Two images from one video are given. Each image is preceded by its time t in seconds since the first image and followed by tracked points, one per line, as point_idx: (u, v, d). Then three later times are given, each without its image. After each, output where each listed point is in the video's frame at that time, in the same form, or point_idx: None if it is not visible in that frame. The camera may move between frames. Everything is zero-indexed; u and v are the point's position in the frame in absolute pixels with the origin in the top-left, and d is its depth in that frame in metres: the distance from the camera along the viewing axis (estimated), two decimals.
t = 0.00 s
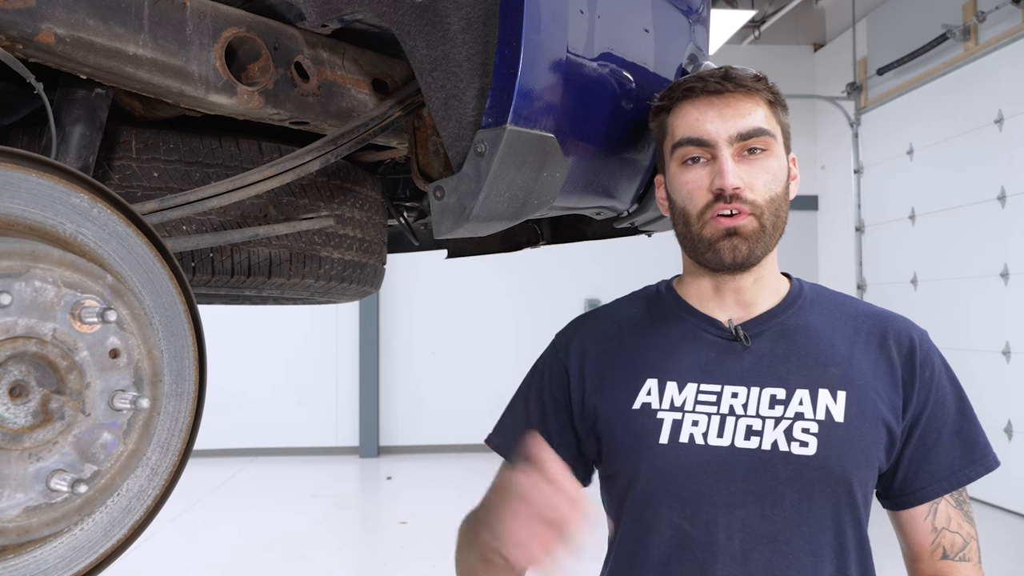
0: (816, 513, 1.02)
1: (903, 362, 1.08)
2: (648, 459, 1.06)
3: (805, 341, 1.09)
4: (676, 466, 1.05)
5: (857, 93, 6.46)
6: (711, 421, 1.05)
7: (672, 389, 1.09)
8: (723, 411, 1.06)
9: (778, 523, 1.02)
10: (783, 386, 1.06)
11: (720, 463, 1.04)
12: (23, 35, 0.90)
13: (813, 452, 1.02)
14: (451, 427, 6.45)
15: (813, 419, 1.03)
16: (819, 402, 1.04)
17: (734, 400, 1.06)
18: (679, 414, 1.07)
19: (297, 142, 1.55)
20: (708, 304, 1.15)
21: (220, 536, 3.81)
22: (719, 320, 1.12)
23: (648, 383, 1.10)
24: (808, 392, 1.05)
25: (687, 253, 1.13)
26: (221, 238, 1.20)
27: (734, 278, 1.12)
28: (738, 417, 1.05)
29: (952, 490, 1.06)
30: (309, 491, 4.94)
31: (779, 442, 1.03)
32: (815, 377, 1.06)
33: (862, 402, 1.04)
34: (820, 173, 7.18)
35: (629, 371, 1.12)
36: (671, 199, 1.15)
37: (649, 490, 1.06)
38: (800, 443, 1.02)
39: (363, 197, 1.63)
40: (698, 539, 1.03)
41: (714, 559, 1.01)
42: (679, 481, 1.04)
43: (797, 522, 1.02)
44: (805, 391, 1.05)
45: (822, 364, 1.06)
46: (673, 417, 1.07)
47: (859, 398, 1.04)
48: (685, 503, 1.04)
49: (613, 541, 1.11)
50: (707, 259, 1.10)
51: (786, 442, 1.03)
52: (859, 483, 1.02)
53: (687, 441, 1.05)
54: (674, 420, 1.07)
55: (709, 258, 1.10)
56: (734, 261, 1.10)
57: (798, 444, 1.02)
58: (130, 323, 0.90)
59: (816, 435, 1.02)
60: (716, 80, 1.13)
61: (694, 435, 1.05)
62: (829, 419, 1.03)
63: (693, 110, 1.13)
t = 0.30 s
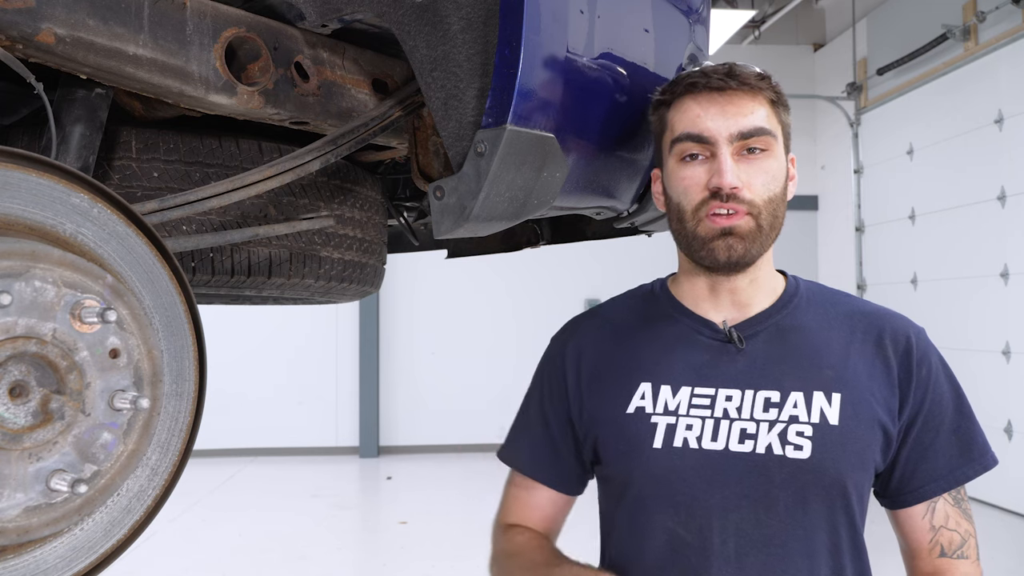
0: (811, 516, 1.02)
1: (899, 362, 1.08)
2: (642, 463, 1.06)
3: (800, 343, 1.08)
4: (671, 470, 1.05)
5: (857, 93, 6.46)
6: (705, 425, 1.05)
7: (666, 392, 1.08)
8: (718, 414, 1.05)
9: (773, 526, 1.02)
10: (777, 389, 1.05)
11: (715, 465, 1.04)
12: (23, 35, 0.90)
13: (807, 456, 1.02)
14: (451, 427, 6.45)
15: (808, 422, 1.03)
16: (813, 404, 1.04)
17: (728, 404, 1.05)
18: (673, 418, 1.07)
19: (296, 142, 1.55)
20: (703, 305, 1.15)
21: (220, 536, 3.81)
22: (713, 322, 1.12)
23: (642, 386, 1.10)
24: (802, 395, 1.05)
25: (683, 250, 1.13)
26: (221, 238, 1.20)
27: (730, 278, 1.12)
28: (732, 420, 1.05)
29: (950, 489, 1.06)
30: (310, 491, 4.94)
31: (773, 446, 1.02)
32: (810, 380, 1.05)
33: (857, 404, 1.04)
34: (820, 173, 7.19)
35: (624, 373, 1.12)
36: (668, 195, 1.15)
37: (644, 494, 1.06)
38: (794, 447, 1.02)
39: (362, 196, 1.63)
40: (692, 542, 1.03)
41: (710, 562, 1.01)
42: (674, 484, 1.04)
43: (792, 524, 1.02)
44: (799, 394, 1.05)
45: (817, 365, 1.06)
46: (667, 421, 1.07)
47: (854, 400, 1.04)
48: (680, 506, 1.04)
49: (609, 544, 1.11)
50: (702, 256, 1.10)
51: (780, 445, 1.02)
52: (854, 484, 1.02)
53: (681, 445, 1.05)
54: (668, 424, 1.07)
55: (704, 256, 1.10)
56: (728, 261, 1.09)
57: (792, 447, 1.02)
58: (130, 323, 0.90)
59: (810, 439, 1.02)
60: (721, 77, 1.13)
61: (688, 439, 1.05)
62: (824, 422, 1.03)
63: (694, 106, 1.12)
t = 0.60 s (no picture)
0: (809, 517, 1.02)
1: (900, 363, 1.07)
2: (641, 464, 1.06)
3: (800, 345, 1.08)
4: (670, 471, 1.05)
5: (857, 93, 6.46)
6: (704, 426, 1.05)
7: (665, 393, 1.08)
8: (717, 416, 1.05)
9: (771, 528, 1.02)
10: (776, 390, 1.05)
11: (714, 467, 1.04)
12: (23, 35, 0.90)
13: (806, 458, 1.02)
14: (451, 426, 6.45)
15: (807, 424, 1.03)
16: (812, 406, 1.04)
17: (727, 405, 1.06)
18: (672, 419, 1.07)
19: (296, 142, 1.55)
20: (704, 307, 1.15)
21: (220, 536, 3.81)
22: (714, 323, 1.12)
23: (641, 387, 1.10)
24: (801, 397, 1.05)
25: (684, 252, 1.13)
26: (221, 238, 1.20)
27: (731, 280, 1.12)
28: (731, 421, 1.05)
29: (951, 491, 1.06)
30: (310, 491, 4.93)
31: (772, 447, 1.02)
32: (810, 382, 1.06)
33: (856, 406, 1.04)
34: (820, 173, 7.18)
35: (624, 374, 1.12)
36: (670, 197, 1.15)
37: (642, 496, 1.06)
38: (793, 448, 1.02)
39: (362, 197, 1.63)
40: (689, 543, 1.03)
41: (707, 564, 1.01)
42: (673, 485, 1.04)
43: (790, 525, 1.02)
44: (798, 396, 1.05)
45: (816, 368, 1.06)
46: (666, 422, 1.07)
47: (853, 402, 1.04)
48: (679, 507, 1.04)
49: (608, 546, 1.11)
50: (703, 260, 1.11)
51: (779, 447, 1.02)
52: (853, 486, 1.02)
53: (679, 446, 1.05)
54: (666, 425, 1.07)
55: (705, 259, 1.11)
56: (729, 264, 1.10)
57: (791, 449, 1.02)
58: (130, 323, 0.90)
59: (809, 441, 1.02)
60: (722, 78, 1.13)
61: (686, 440, 1.05)
62: (823, 424, 1.03)
63: (695, 108, 1.13)
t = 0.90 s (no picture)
0: (809, 514, 1.02)
1: (903, 363, 1.08)
2: (642, 458, 1.07)
3: (803, 343, 1.09)
4: (671, 467, 1.05)
5: (857, 93, 6.46)
6: (707, 422, 1.06)
7: (670, 387, 1.09)
8: (719, 412, 1.06)
9: (771, 523, 1.02)
10: (777, 387, 1.06)
11: (715, 463, 1.04)
12: (23, 35, 0.90)
13: (806, 454, 1.02)
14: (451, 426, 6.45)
15: (807, 420, 1.03)
16: (813, 403, 1.04)
17: (729, 402, 1.06)
18: (675, 413, 1.07)
19: (297, 142, 1.55)
20: (710, 305, 1.14)
21: (220, 536, 3.81)
22: (718, 321, 1.12)
23: (647, 380, 1.10)
24: (803, 394, 1.05)
25: (688, 253, 1.13)
26: (221, 238, 1.21)
27: (735, 279, 1.12)
28: (733, 419, 1.05)
29: (956, 492, 1.06)
30: (310, 491, 4.93)
31: (772, 444, 1.03)
32: (812, 379, 1.06)
33: (858, 404, 1.04)
34: (820, 173, 7.18)
35: (627, 369, 1.12)
36: (673, 201, 1.15)
37: (643, 491, 1.06)
38: (793, 445, 1.02)
39: (363, 196, 1.63)
40: (689, 539, 1.02)
41: (706, 560, 1.01)
42: (673, 481, 1.04)
43: (789, 522, 1.01)
44: (800, 393, 1.05)
45: (818, 365, 1.06)
46: (670, 415, 1.07)
47: (855, 400, 1.04)
48: (679, 503, 1.04)
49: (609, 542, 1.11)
50: (707, 261, 1.10)
51: (779, 443, 1.02)
52: (854, 484, 1.02)
53: (682, 440, 1.05)
54: (669, 419, 1.07)
55: (710, 260, 1.10)
56: (734, 264, 1.09)
57: (790, 445, 1.02)
58: (130, 323, 0.90)
59: (809, 437, 1.02)
60: (720, 82, 1.13)
61: (689, 434, 1.05)
62: (824, 421, 1.03)
63: (695, 113, 1.13)
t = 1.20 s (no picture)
0: (812, 513, 1.02)
1: (903, 363, 1.08)
2: (647, 458, 1.06)
3: (805, 343, 1.08)
4: (675, 466, 1.05)
5: (857, 93, 6.46)
6: (712, 422, 1.05)
7: (675, 387, 1.09)
8: (724, 412, 1.06)
9: (773, 523, 1.02)
10: (781, 387, 1.06)
11: (719, 463, 1.04)
12: (23, 35, 0.90)
13: (810, 454, 1.02)
14: (451, 426, 6.45)
15: (811, 420, 1.03)
16: (817, 404, 1.04)
17: (734, 402, 1.06)
18: (681, 412, 1.07)
19: (297, 142, 1.55)
20: (710, 304, 1.14)
21: (220, 536, 3.81)
22: (720, 319, 1.12)
23: (651, 379, 1.10)
24: (806, 394, 1.05)
25: (687, 252, 1.13)
26: (221, 238, 1.21)
27: (735, 278, 1.12)
28: (737, 419, 1.05)
29: (952, 492, 1.06)
30: (310, 491, 4.93)
31: (777, 444, 1.03)
32: (815, 379, 1.06)
33: (861, 404, 1.04)
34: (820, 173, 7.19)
35: (630, 369, 1.12)
36: (671, 200, 1.15)
37: (647, 490, 1.06)
38: (797, 445, 1.02)
39: (363, 196, 1.63)
40: (694, 539, 1.02)
41: (711, 560, 1.01)
42: (678, 480, 1.04)
43: (791, 521, 1.02)
44: (803, 393, 1.05)
45: (820, 365, 1.06)
46: (675, 415, 1.07)
47: (857, 400, 1.04)
48: (683, 502, 1.03)
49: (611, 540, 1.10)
50: (707, 259, 1.10)
51: (783, 443, 1.03)
52: (856, 483, 1.02)
53: (687, 440, 1.05)
54: (675, 418, 1.07)
55: (710, 258, 1.10)
56: (733, 261, 1.09)
57: (795, 446, 1.02)
58: (130, 323, 0.90)
59: (814, 437, 1.02)
60: (715, 81, 1.13)
61: (695, 434, 1.05)
62: (827, 421, 1.03)
63: (692, 113, 1.13)
